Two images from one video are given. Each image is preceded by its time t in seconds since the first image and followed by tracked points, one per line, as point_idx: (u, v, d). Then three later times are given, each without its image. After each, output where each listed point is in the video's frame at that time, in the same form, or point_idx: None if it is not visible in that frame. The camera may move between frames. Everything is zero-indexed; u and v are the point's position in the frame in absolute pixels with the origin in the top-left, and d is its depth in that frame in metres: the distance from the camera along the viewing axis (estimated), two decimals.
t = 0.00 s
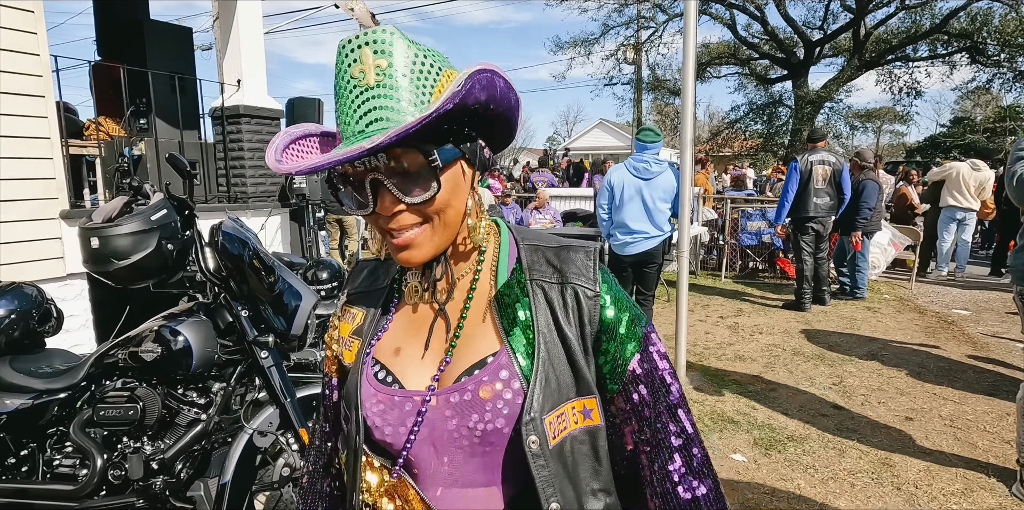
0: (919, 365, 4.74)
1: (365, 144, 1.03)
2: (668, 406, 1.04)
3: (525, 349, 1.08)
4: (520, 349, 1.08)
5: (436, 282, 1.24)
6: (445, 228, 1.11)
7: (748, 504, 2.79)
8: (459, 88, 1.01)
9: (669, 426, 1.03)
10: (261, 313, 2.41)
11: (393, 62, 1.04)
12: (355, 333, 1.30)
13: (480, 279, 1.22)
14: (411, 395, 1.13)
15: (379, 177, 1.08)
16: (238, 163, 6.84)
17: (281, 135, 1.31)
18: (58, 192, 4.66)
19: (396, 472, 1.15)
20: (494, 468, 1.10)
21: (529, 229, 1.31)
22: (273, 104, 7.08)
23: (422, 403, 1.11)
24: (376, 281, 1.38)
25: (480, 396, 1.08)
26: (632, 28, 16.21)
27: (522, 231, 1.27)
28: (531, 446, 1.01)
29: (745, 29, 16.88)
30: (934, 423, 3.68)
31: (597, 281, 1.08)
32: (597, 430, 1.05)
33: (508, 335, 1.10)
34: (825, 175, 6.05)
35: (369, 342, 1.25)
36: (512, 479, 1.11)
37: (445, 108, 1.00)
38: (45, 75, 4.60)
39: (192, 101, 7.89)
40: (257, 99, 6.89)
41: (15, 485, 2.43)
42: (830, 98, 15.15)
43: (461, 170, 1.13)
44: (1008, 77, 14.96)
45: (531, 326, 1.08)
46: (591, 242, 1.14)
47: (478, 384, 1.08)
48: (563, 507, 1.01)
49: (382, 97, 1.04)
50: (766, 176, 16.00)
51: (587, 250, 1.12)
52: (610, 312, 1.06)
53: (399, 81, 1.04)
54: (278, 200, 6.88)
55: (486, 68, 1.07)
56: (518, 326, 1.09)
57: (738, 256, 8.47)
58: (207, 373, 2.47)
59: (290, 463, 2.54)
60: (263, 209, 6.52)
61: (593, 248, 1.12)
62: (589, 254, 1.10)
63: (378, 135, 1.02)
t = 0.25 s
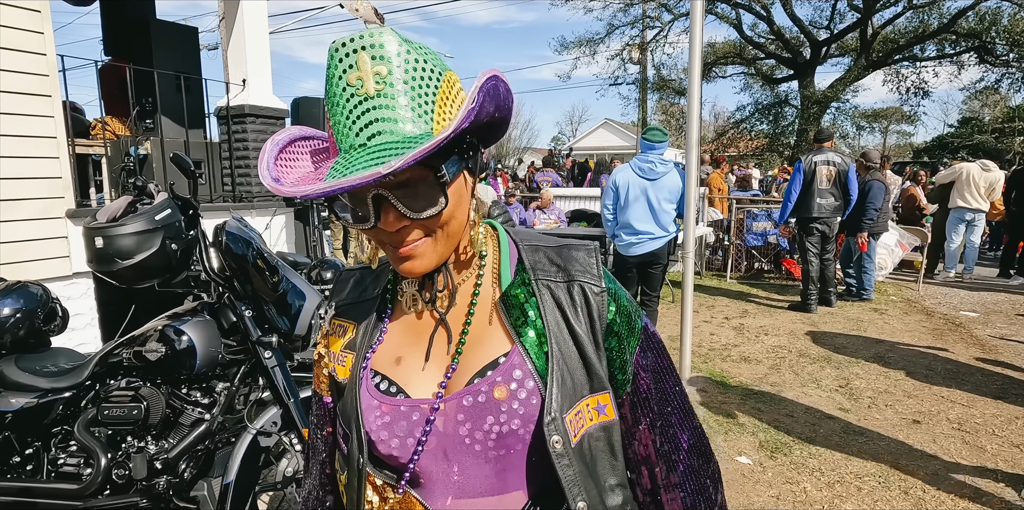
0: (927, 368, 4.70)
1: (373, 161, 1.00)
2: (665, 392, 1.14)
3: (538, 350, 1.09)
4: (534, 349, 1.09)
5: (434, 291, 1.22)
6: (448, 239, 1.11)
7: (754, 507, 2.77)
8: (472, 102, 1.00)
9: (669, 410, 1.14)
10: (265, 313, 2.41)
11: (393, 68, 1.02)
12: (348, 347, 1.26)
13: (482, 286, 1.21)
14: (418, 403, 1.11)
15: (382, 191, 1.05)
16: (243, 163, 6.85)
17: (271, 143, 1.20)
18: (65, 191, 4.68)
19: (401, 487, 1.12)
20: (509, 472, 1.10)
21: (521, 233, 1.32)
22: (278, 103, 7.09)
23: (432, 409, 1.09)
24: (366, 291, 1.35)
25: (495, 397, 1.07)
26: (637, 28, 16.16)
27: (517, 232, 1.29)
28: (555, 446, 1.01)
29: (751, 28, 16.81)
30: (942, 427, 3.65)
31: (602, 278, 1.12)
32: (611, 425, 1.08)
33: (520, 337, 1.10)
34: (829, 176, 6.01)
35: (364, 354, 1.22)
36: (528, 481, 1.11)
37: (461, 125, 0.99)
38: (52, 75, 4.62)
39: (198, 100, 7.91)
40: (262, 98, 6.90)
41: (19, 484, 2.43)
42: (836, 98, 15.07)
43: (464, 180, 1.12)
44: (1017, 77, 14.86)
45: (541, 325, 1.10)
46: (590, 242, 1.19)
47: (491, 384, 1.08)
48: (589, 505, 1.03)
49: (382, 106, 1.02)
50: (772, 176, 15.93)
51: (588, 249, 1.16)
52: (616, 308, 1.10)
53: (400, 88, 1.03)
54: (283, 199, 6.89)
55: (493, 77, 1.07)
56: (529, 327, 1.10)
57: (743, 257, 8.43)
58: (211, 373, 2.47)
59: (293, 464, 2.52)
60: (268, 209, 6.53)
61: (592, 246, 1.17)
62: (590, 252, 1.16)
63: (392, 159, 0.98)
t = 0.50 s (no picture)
0: (932, 370, 4.67)
1: (383, 175, 0.95)
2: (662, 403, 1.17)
3: (543, 367, 1.09)
4: (540, 367, 1.08)
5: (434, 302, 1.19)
6: (453, 252, 1.09)
7: None
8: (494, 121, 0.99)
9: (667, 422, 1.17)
10: (266, 313, 2.41)
11: (406, 69, 0.97)
12: (337, 362, 1.24)
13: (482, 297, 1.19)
14: (417, 424, 1.09)
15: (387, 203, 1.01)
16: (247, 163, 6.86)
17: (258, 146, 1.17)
18: (69, 190, 4.72)
19: None
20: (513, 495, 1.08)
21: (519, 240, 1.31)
22: (282, 103, 7.09)
23: (432, 432, 1.06)
24: (356, 300, 1.32)
25: (499, 418, 1.06)
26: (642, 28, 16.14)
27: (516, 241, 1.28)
28: (568, 469, 1.00)
29: (756, 28, 16.75)
30: (947, 430, 3.63)
31: (606, 292, 1.13)
32: (619, 443, 1.07)
33: (526, 354, 1.09)
34: (833, 176, 5.97)
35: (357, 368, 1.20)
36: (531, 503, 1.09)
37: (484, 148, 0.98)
38: (57, 75, 4.65)
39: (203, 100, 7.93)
40: (266, 97, 6.91)
41: (21, 483, 2.44)
42: (842, 98, 14.99)
43: (473, 194, 1.10)
44: None
45: (547, 341, 1.10)
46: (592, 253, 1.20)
47: (496, 405, 1.06)
48: None
49: (393, 110, 0.97)
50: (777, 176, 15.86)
51: (592, 260, 1.18)
52: (621, 322, 1.12)
53: (413, 92, 0.98)
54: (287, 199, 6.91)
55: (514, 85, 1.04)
56: (534, 341, 1.10)
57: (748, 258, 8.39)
58: (212, 373, 2.47)
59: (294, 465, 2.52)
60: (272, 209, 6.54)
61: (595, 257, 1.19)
62: (594, 262, 1.17)
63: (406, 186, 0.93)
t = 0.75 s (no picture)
0: (931, 370, 4.67)
1: (376, 178, 0.93)
2: (675, 435, 1.11)
3: (537, 391, 1.03)
4: (533, 392, 1.04)
5: (432, 310, 1.18)
6: (455, 261, 1.06)
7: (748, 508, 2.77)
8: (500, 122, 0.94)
9: (676, 455, 1.11)
10: (262, 309, 2.45)
11: (403, 63, 0.93)
12: (327, 365, 1.26)
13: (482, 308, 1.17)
14: (397, 439, 1.07)
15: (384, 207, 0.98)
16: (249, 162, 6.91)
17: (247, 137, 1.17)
18: (71, 188, 4.80)
19: None
20: None
21: (533, 246, 1.27)
22: (283, 103, 7.14)
23: (411, 449, 1.05)
24: (354, 301, 1.32)
25: (482, 443, 1.03)
26: (645, 28, 16.14)
27: (527, 249, 1.23)
28: (550, 507, 0.96)
29: (760, 28, 16.72)
30: (943, 429, 3.62)
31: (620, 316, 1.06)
32: (619, 483, 1.04)
33: (517, 376, 1.05)
34: (833, 176, 5.96)
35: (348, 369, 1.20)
36: None
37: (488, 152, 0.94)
38: (60, 75, 4.72)
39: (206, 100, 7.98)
40: (268, 97, 6.96)
41: (21, 476, 2.48)
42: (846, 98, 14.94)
43: (477, 198, 1.06)
44: None
45: (544, 363, 1.05)
46: (608, 268, 1.13)
47: (478, 428, 1.03)
48: None
49: (388, 107, 0.93)
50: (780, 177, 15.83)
51: (606, 277, 1.11)
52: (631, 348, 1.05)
53: (412, 89, 0.94)
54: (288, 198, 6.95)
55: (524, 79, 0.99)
56: (530, 362, 1.05)
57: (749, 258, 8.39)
58: (209, 369, 2.50)
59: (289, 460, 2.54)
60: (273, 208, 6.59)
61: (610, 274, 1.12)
62: (607, 280, 1.10)
63: (403, 194, 0.90)
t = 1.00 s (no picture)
0: (929, 368, 4.69)
1: (404, 161, 0.88)
2: (714, 464, 1.00)
3: (554, 397, 0.97)
4: (548, 397, 0.97)
5: (453, 305, 1.15)
6: (484, 251, 1.02)
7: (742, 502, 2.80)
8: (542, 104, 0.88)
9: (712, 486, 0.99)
10: (262, 303, 2.49)
11: (437, 37, 0.88)
12: (340, 353, 1.25)
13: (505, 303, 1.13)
14: (400, 438, 1.05)
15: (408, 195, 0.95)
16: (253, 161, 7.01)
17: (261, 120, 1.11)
18: (78, 187, 4.89)
19: None
20: None
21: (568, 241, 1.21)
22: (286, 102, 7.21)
23: (414, 449, 1.02)
24: (375, 290, 1.31)
25: (488, 448, 0.98)
26: (648, 27, 16.17)
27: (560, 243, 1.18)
28: None
29: (764, 28, 16.71)
30: (938, 426, 3.65)
31: (655, 322, 0.98)
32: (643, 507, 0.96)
33: (532, 379, 0.99)
34: (835, 175, 5.97)
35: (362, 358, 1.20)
36: None
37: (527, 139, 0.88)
38: (66, 74, 4.81)
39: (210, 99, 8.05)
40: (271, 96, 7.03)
41: (29, 466, 2.54)
42: (850, 98, 14.92)
43: (511, 186, 1.01)
44: None
45: (564, 365, 0.99)
46: (644, 271, 1.05)
47: (485, 432, 0.98)
48: None
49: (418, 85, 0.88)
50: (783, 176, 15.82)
51: (640, 280, 1.03)
52: (664, 359, 0.98)
53: (445, 65, 0.89)
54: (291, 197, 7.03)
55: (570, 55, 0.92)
56: (549, 366, 0.99)
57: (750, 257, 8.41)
58: (211, 362, 2.55)
59: (289, 451, 2.59)
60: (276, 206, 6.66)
61: (646, 276, 1.04)
62: (641, 284, 1.03)
63: (432, 182, 0.86)
